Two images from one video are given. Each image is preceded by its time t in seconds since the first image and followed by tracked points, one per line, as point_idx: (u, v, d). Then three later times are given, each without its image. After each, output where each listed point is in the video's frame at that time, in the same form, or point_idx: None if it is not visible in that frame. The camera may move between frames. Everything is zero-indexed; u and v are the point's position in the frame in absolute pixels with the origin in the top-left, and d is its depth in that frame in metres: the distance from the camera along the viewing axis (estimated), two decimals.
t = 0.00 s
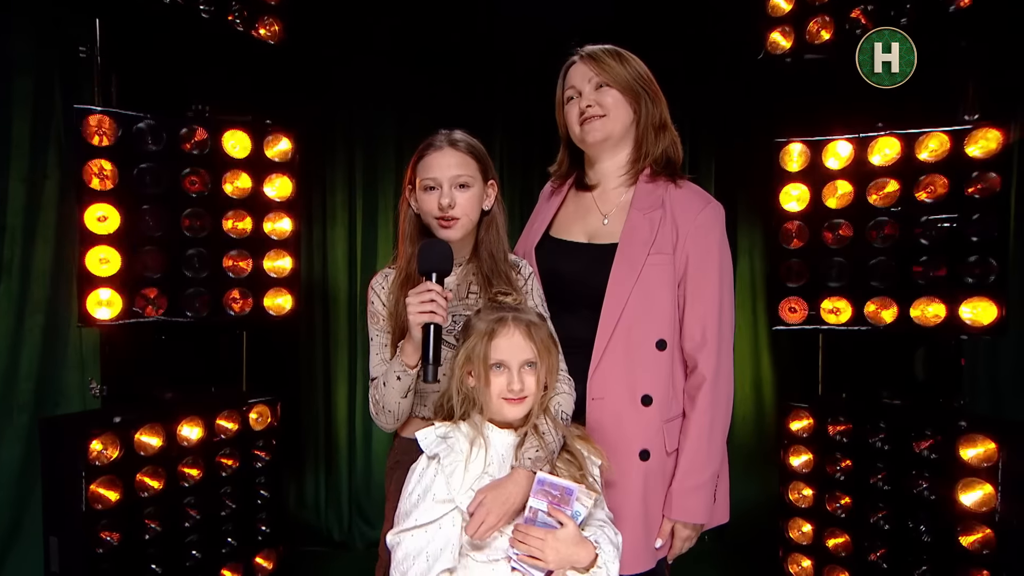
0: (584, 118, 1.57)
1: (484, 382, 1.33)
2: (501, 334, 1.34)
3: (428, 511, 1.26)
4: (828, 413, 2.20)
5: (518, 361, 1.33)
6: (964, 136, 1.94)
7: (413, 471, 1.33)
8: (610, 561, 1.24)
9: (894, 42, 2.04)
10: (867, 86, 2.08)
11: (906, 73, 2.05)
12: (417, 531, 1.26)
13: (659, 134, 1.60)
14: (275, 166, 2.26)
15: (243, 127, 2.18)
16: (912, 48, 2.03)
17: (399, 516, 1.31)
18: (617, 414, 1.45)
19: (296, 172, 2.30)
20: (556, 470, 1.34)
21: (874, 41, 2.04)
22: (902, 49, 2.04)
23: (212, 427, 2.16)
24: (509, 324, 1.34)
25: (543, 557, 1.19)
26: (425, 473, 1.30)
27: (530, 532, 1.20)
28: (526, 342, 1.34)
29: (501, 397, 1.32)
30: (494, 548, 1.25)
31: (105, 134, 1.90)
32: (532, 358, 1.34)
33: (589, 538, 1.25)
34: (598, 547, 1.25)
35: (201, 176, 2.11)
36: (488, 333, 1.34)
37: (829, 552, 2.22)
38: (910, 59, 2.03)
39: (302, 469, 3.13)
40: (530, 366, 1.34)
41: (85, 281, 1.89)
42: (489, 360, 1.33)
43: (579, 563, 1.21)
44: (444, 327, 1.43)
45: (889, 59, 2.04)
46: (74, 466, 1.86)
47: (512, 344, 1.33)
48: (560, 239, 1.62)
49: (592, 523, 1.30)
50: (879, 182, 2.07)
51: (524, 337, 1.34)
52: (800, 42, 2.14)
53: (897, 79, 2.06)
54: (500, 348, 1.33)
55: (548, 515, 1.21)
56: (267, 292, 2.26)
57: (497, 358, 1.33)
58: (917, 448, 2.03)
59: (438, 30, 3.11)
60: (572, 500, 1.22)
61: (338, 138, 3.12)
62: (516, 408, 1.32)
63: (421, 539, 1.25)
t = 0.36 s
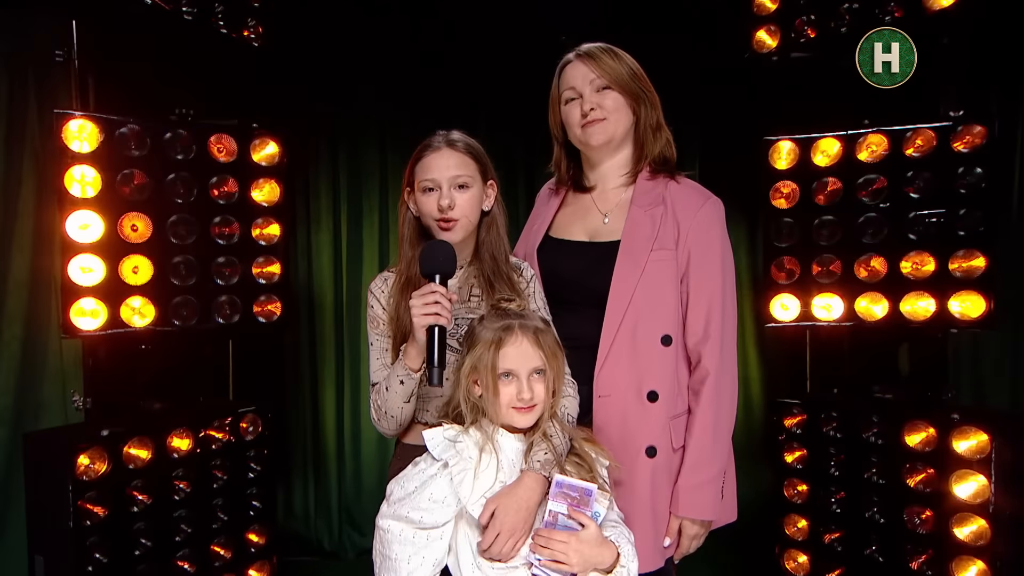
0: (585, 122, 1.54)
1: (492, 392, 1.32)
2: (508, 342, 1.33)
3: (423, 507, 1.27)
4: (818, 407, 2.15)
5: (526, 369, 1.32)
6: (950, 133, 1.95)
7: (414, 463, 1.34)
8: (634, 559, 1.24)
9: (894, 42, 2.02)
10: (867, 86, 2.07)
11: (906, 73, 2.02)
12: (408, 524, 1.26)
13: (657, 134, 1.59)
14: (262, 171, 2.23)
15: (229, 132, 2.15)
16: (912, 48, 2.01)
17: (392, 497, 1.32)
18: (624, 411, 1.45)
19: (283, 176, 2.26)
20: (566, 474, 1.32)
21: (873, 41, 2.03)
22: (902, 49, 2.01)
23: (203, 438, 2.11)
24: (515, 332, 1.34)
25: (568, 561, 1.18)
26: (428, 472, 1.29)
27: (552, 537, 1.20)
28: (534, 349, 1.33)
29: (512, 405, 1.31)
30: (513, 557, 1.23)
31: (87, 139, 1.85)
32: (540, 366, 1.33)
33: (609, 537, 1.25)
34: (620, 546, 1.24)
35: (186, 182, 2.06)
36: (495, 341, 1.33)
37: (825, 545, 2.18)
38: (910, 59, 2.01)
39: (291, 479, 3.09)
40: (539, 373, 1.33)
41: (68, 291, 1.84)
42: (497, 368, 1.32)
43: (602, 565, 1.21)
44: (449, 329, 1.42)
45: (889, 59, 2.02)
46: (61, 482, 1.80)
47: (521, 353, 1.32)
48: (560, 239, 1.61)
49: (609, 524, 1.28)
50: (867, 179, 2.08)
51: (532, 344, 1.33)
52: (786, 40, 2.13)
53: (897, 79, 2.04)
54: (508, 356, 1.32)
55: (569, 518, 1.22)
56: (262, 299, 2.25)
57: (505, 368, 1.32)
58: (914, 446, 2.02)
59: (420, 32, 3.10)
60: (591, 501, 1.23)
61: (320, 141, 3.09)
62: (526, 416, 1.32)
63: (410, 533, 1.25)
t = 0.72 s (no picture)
0: (590, 126, 1.54)
1: (508, 395, 1.31)
2: (523, 346, 1.32)
3: (438, 507, 1.26)
4: (819, 408, 2.14)
5: (542, 372, 1.31)
6: (945, 131, 1.96)
7: (428, 461, 1.33)
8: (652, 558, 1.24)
9: (894, 42, 2.01)
10: (867, 86, 2.06)
11: (906, 73, 2.02)
12: (425, 523, 1.27)
13: (660, 136, 1.58)
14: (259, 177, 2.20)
15: (226, 138, 2.12)
16: (912, 47, 2.00)
17: (405, 493, 1.32)
18: (636, 412, 1.45)
19: (279, 181, 2.23)
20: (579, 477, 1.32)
21: (874, 41, 2.02)
22: (902, 49, 2.01)
23: (203, 447, 2.08)
24: (530, 335, 1.33)
25: (589, 562, 1.18)
26: (444, 472, 1.29)
27: (572, 538, 1.19)
28: (549, 352, 1.33)
29: (528, 409, 1.31)
30: (528, 559, 1.22)
31: (82, 147, 1.83)
32: (555, 368, 1.33)
33: (628, 538, 1.24)
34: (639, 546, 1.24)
35: (183, 188, 2.04)
36: (509, 345, 1.32)
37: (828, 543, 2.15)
38: (910, 59, 2.01)
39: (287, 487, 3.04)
40: (555, 376, 1.33)
41: (64, 301, 1.81)
42: (513, 372, 1.31)
43: (621, 566, 1.21)
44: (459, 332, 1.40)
45: (889, 59, 2.01)
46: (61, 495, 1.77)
47: (536, 355, 1.32)
48: (564, 240, 1.60)
49: (625, 524, 1.27)
50: (864, 178, 2.08)
51: (547, 347, 1.33)
52: (780, 41, 2.14)
53: (897, 80, 2.04)
54: (524, 359, 1.31)
55: (588, 519, 1.21)
56: (260, 307, 2.21)
57: (521, 371, 1.31)
58: (915, 443, 2.01)
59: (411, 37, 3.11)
60: (610, 502, 1.23)
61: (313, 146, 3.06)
62: (542, 419, 1.31)
63: (428, 532, 1.26)
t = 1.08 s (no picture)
0: (596, 117, 1.53)
1: (516, 387, 1.30)
2: (533, 338, 1.31)
3: (444, 500, 1.26)
4: (815, 402, 2.07)
5: (552, 364, 1.31)
6: (945, 125, 1.91)
7: (434, 455, 1.34)
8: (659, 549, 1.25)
9: (894, 41, 1.98)
10: (867, 86, 2.04)
11: (906, 73, 2.01)
12: (432, 517, 1.26)
13: (665, 128, 1.58)
14: (258, 167, 2.17)
15: (224, 127, 2.09)
16: (912, 48, 1.98)
17: (412, 489, 1.32)
18: (643, 403, 1.45)
19: (277, 171, 2.21)
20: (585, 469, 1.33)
21: (874, 41, 1.99)
22: (902, 49, 1.98)
23: (200, 440, 2.06)
24: (540, 327, 1.32)
25: (598, 553, 1.17)
26: (451, 465, 1.29)
27: (582, 529, 1.18)
28: (559, 344, 1.32)
29: (536, 400, 1.31)
30: (535, 549, 1.21)
31: (78, 134, 1.80)
32: (564, 361, 1.33)
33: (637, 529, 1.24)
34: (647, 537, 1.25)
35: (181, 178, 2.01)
36: (519, 337, 1.31)
37: (824, 538, 2.09)
38: (910, 60, 1.99)
39: (281, 477, 3.03)
40: (563, 368, 1.33)
41: (60, 290, 1.79)
42: (522, 364, 1.31)
43: (629, 557, 1.21)
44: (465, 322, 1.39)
45: (890, 60, 2.00)
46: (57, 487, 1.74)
47: (546, 347, 1.31)
48: (570, 233, 1.59)
49: (633, 515, 1.27)
50: (863, 173, 2.00)
51: (556, 339, 1.32)
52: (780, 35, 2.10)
53: (897, 80, 2.03)
54: (533, 352, 1.31)
55: (597, 510, 1.21)
56: (258, 299, 2.20)
57: (530, 363, 1.31)
58: (912, 437, 1.97)
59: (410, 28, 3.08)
60: (619, 493, 1.22)
61: (309, 137, 3.04)
62: (550, 412, 1.31)
63: (436, 526, 1.25)
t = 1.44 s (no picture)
0: (597, 121, 1.53)
1: (514, 391, 1.30)
2: (530, 342, 1.31)
3: (439, 498, 1.24)
4: (809, 404, 2.09)
5: (550, 368, 1.31)
6: (938, 137, 1.89)
7: (434, 451, 1.32)
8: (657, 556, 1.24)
9: (894, 42, 1.98)
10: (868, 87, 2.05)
11: (905, 73, 2.00)
12: (424, 514, 1.25)
13: (665, 133, 1.58)
14: (255, 165, 2.15)
15: (223, 125, 2.08)
16: (912, 47, 1.98)
17: (407, 482, 1.31)
18: (644, 409, 1.45)
19: (275, 170, 2.19)
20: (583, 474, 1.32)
21: (873, 41, 1.98)
22: (902, 49, 1.98)
23: (193, 439, 2.05)
24: (538, 331, 1.32)
25: (597, 560, 1.17)
26: (448, 465, 1.27)
27: (581, 535, 1.18)
28: (557, 348, 1.32)
29: (534, 404, 1.31)
30: (533, 554, 1.21)
31: (76, 129, 1.78)
32: (562, 365, 1.32)
33: (635, 535, 1.24)
34: (645, 543, 1.24)
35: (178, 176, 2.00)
36: (517, 341, 1.31)
37: (817, 543, 2.09)
38: (910, 59, 1.98)
39: (273, 479, 3.01)
40: (561, 372, 1.32)
41: (54, 287, 1.77)
42: (519, 368, 1.30)
43: (628, 564, 1.20)
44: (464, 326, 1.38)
45: (889, 59, 1.99)
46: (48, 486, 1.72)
47: (544, 351, 1.31)
48: (570, 238, 1.59)
49: (632, 522, 1.27)
50: (859, 181, 1.99)
51: (554, 343, 1.32)
52: (778, 42, 2.10)
53: (897, 79, 2.02)
54: (531, 356, 1.30)
55: (596, 517, 1.20)
56: (254, 298, 2.18)
57: (528, 367, 1.30)
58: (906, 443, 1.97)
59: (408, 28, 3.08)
60: (618, 499, 1.22)
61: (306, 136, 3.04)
62: (548, 415, 1.31)
63: (425, 522, 1.24)
